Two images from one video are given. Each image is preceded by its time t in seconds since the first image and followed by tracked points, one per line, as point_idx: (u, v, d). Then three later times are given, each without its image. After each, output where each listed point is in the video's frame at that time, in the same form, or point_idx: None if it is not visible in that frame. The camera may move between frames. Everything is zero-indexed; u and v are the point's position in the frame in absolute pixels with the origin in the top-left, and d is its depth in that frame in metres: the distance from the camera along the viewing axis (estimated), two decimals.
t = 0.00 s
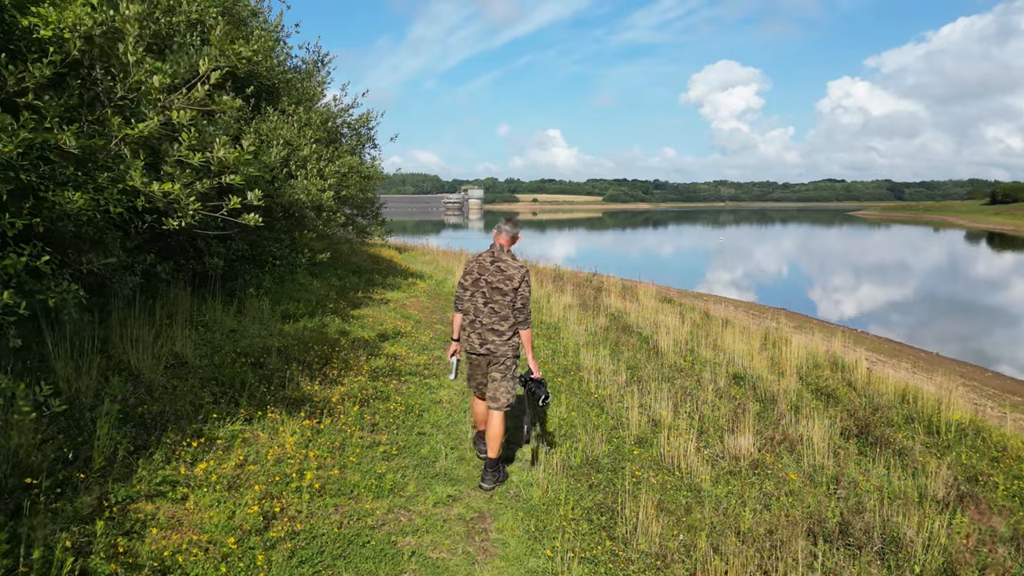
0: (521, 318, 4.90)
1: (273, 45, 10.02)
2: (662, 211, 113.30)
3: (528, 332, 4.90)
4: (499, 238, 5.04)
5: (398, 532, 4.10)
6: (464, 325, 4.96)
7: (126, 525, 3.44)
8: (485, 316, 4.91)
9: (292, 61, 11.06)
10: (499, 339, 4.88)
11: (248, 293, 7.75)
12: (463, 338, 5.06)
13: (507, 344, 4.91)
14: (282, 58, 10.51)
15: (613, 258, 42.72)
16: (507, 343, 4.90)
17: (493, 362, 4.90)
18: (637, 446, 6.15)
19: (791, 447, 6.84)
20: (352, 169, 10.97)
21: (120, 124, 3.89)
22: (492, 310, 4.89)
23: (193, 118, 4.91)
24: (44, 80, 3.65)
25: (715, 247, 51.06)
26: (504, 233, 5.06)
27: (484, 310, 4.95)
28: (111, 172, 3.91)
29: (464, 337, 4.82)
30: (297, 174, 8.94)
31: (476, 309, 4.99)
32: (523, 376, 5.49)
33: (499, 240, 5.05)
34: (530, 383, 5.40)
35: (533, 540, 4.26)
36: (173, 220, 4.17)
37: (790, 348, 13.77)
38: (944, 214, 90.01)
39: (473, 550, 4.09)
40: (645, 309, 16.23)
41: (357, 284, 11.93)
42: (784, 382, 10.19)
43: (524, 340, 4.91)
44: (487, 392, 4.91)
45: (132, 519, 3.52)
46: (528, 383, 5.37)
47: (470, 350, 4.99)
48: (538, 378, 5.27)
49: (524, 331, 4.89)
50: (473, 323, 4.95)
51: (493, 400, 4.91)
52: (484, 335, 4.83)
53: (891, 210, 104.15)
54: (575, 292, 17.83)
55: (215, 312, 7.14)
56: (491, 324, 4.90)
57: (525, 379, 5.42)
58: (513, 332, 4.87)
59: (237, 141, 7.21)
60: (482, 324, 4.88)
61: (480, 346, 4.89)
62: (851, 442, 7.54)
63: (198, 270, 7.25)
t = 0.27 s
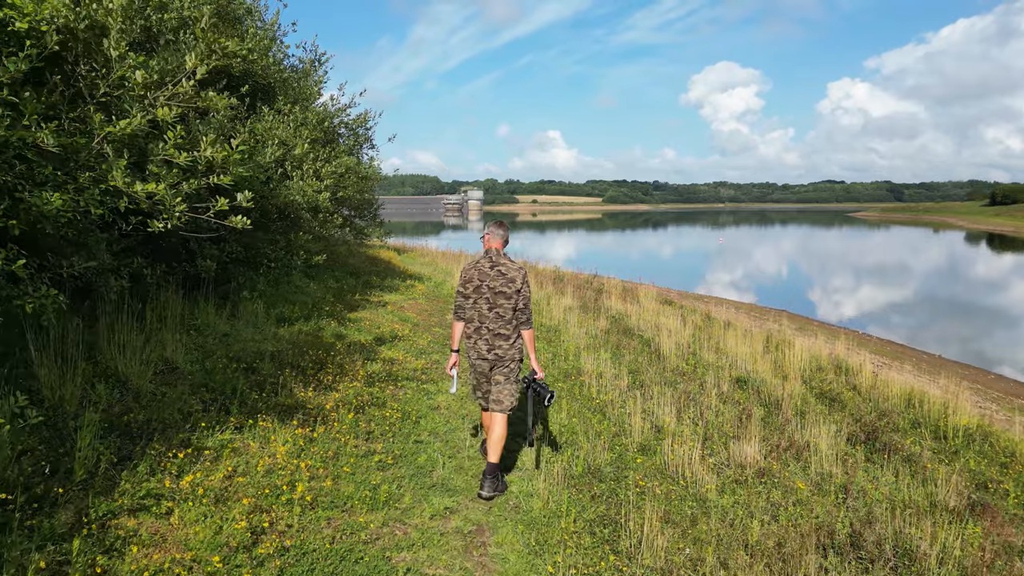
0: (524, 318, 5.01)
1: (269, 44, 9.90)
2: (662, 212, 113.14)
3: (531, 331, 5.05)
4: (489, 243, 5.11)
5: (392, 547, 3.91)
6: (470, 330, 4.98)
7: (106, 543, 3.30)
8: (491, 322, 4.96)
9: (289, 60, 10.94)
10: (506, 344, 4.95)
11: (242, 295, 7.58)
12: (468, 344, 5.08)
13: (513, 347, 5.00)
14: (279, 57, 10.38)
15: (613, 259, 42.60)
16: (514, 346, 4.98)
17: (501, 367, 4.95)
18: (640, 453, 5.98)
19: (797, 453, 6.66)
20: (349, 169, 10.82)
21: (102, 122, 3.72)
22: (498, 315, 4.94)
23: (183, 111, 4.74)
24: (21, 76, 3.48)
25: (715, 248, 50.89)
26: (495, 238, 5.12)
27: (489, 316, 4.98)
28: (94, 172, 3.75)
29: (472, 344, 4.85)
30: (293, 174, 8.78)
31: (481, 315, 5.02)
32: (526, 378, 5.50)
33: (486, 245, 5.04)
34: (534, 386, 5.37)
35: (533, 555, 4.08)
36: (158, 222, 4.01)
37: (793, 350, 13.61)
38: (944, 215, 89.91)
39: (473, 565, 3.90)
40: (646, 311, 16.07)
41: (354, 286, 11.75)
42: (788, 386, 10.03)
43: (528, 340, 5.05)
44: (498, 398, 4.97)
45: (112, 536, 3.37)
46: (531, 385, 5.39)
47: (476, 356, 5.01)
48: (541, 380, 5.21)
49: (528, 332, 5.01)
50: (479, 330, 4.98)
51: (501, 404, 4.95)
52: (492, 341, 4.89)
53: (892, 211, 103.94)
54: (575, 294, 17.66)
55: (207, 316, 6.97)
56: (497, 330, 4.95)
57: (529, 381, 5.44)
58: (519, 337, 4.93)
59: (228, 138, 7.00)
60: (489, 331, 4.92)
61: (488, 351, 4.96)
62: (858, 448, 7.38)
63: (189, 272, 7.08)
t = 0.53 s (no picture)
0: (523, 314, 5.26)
1: (262, 43, 9.75)
2: (659, 213, 113.23)
3: (529, 327, 5.29)
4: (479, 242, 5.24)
5: (385, 565, 3.73)
6: (470, 329, 5.08)
7: (80, 565, 3.11)
8: (492, 320, 5.12)
9: (282, 59, 10.77)
10: (507, 341, 5.12)
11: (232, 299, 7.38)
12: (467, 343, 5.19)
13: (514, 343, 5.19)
14: (271, 56, 10.22)
15: (610, 259, 42.48)
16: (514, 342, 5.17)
17: (503, 364, 5.12)
18: (642, 461, 5.82)
19: (803, 461, 6.52)
20: (343, 169, 10.64)
21: (78, 118, 3.53)
22: (499, 312, 5.11)
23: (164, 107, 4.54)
24: None
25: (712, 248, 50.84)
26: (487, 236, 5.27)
27: (489, 314, 5.13)
28: (70, 171, 3.57)
29: (475, 342, 4.97)
30: (285, 174, 8.59)
31: (480, 314, 5.15)
32: (527, 373, 5.98)
33: (478, 244, 5.14)
34: (535, 379, 5.82)
35: (534, 572, 3.90)
36: (139, 224, 3.82)
37: (793, 352, 13.48)
38: (938, 215, 90.29)
39: None
40: (644, 313, 15.91)
41: (348, 289, 11.55)
42: (789, 389, 9.90)
43: (526, 335, 5.30)
44: (501, 394, 5.13)
45: (86, 558, 3.18)
46: (532, 378, 5.82)
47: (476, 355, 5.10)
48: (542, 374, 5.70)
49: (525, 327, 5.24)
50: (480, 328, 5.10)
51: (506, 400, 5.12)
52: (494, 339, 5.05)
53: (887, 211, 104.29)
54: (573, 295, 17.50)
55: (196, 320, 6.76)
56: (498, 328, 5.12)
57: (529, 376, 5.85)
58: (519, 333, 5.13)
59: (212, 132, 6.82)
60: (492, 328, 5.08)
61: (489, 349, 5.11)
62: (863, 454, 7.25)
63: (177, 275, 6.88)
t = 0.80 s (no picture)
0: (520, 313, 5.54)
1: (254, 41, 9.57)
2: (654, 212, 113.30)
3: (526, 325, 5.58)
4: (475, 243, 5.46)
5: None
6: (472, 330, 5.21)
7: None
8: (493, 319, 5.32)
9: (274, 57, 10.58)
10: (509, 340, 5.33)
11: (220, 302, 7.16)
12: (467, 344, 5.31)
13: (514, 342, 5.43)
14: (264, 54, 10.03)
15: (606, 259, 42.33)
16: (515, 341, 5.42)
17: (504, 363, 5.33)
18: (643, 470, 5.66)
19: (808, 470, 6.37)
20: (337, 169, 10.45)
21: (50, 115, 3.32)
22: (500, 311, 5.34)
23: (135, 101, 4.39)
24: None
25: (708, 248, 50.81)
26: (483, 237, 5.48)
27: (490, 315, 5.32)
28: (42, 171, 3.37)
29: (481, 342, 5.13)
30: (276, 174, 8.38)
31: (481, 315, 5.32)
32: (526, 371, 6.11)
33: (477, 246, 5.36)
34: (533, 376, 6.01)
35: None
36: (115, 226, 3.61)
37: (792, 354, 13.38)
38: (932, 215, 90.70)
39: None
40: (642, 314, 15.76)
41: (341, 291, 11.34)
42: (790, 392, 9.77)
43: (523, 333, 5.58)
44: (503, 391, 5.37)
45: None
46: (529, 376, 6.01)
47: (478, 355, 5.24)
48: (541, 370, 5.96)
49: (524, 326, 5.52)
50: (482, 328, 5.26)
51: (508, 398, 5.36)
52: (497, 338, 5.24)
53: (881, 211, 104.73)
54: (570, 297, 17.32)
55: (182, 324, 6.54)
56: (499, 327, 5.33)
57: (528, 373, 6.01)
58: (518, 331, 5.38)
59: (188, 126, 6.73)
60: (494, 328, 5.26)
61: (491, 349, 5.27)
62: (868, 460, 7.12)
63: (163, 278, 6.66)
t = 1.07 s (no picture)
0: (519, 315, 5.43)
1: (247, 38, 9.36)
2: (652, 212, 113.25)
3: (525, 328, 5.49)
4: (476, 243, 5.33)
5: None
6: (472, 331, 5.06)
7: None
8: (492, 322, 5.19)
9: (268, 53, 10.37)
10: (508, 343, 5.22)
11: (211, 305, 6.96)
12: (466, 346, 5.16)
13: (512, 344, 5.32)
14: (257, 51, 9.82)
15: (604, 258, 42.16)
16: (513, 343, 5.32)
17: (503, 366, 5.23)
18: (647, 480, 5.49)
19: (815, 478, 6.20)
20: (332, 168, 10.25)
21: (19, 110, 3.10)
22: (500, 313, 5.22)
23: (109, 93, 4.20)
24: None
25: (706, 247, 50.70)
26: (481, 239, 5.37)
27: (489, 316, 5.19)
28: (11, 169, 3.16)
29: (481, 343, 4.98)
30: (268, 173, 8.18)
31: (480, 316, 5.19)
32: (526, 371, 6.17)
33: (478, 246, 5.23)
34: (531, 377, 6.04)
35: None
36: (93, 228, 3.43)
37: (794, 356, 13.22)
38: (929, 215, 90.78)
39: None
40: (642, 315, 15.59)
41: (337, 292, 11.15)
42: (794, 396, 9.61)
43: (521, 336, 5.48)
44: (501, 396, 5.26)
45: None
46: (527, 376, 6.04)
47: (477, 358, 5.10)
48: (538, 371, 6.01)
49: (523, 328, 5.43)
50: (482, 331, 5.12)
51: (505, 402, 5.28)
52: (497, 340, 5.10)
53: (879, 211, 104.85)
54: (568, 297, 17.14)
55: (171, 328, 6.34)
56: (499, 330, 5.20)
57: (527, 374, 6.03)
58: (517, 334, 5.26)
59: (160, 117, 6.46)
60: (494, 330, 5.14)
61: (490, 351, 5.13)
62: (875, 468, 6.95)
63: (151, 280, 6.45)
